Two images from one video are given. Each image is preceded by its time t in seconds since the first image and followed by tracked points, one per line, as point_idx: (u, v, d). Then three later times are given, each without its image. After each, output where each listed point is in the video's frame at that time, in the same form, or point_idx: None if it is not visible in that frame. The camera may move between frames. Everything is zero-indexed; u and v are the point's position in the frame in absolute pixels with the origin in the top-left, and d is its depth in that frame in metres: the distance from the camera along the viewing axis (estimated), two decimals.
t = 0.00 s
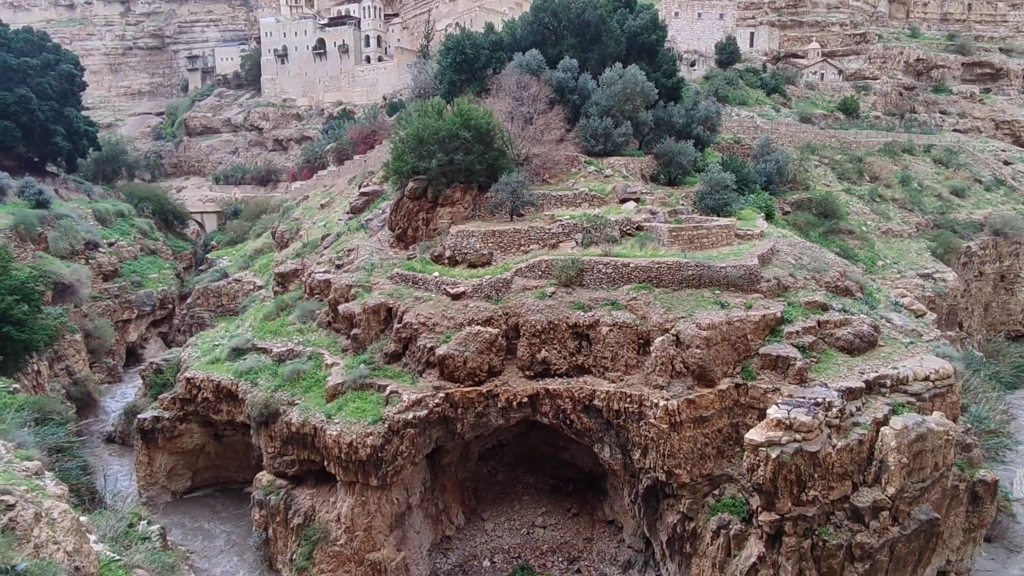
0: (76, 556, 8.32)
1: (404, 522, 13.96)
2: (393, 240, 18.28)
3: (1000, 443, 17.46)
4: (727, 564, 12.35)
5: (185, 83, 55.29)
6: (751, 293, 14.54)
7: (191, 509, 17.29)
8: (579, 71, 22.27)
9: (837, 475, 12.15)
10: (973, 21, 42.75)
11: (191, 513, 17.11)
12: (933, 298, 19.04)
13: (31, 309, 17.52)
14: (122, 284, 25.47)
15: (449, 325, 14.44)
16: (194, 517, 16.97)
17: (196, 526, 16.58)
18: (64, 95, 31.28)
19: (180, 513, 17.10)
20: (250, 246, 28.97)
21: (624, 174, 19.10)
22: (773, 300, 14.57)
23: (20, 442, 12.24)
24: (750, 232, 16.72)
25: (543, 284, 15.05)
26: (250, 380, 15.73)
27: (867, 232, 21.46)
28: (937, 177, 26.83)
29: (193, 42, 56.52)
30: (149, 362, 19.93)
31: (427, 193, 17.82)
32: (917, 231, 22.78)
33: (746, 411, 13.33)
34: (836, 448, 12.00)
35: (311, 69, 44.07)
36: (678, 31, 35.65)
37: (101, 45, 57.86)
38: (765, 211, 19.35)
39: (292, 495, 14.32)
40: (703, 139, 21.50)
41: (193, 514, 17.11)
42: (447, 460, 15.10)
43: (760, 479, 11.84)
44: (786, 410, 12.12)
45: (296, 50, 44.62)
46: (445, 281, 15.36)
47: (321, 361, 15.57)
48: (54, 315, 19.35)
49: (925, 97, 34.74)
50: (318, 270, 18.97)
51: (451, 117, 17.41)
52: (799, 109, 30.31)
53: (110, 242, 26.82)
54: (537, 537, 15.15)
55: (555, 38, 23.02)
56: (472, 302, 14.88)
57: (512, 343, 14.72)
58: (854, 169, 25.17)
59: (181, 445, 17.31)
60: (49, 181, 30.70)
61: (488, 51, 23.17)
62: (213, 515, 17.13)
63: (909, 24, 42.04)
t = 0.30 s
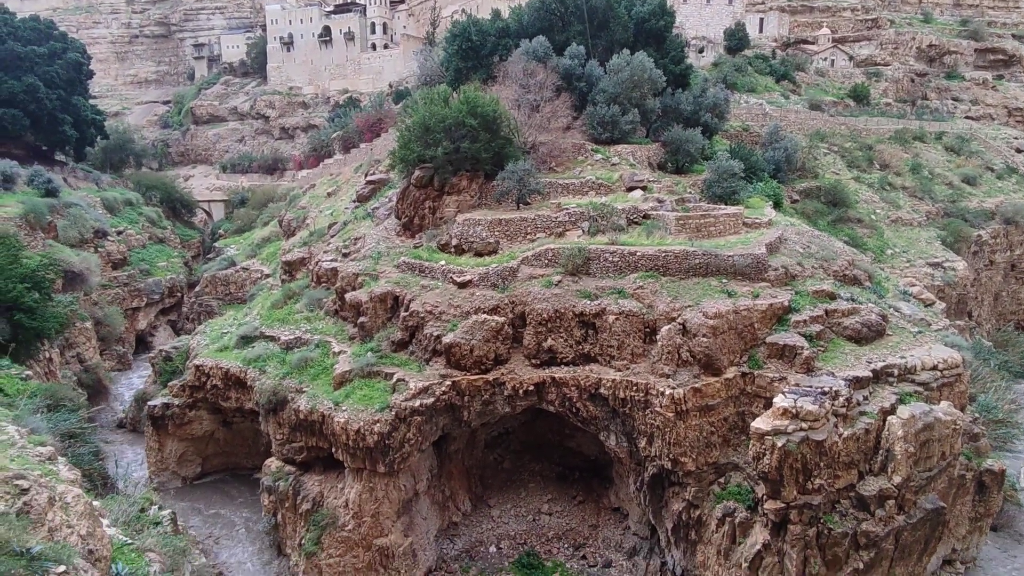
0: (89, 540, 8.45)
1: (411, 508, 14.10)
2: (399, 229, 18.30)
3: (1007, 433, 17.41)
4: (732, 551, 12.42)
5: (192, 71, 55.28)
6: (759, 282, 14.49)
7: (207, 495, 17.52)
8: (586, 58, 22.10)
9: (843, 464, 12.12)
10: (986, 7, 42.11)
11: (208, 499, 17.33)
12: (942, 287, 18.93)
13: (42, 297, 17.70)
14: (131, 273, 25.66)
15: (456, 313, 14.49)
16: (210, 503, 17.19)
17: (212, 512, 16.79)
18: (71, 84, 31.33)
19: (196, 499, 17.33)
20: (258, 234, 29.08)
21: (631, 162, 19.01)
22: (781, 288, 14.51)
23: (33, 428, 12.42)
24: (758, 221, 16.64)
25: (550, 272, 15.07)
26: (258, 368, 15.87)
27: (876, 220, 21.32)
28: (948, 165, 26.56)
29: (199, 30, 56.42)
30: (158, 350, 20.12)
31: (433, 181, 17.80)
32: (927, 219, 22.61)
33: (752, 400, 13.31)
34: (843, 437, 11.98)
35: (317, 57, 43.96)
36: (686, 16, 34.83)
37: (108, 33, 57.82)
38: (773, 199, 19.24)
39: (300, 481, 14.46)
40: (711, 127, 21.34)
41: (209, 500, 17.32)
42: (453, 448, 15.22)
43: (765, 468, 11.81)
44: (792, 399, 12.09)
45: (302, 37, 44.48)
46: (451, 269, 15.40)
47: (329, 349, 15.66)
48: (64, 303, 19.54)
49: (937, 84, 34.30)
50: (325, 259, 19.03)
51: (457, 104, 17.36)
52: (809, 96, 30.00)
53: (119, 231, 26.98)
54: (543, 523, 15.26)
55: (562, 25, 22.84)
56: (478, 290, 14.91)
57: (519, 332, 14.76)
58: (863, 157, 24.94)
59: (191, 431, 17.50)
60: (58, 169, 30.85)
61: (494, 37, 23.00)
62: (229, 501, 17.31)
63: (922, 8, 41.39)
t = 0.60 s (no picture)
0: (100, 524, 8.54)
1: (417, 495, 14.22)
2: (404, 217, 18.30)
3: (1013, 422, 17.37)
4: (736, 538, 12.49)
5: (196, 59, 55.19)
6: (765, 271, 14.45)
7: (220, 481, 17.72)
8: (591, 44, 21.91)
9: (847, 452, 12.14)
10: None
11: (220, 486, 17.53)
12: (949, 277, 18.81)
13: (50, 286, 17.84)
14: (138, 261, 25.76)
15: (460, 302, 14.53)
16: (222, 489, 17.38)
17: (223, 498, 16.97)
18: (76, 72, 31.31)
19: (208, 485, 17.54)
20: (263, 223, 29.12)
21: (637, 150, 18.90)
22: (787, 277, 14.46)
23: (43, 414, 12.56)
24: (764, 210, 16.54)
25: (555, 261, 15.06)
26: (265, 355, 15.97)
27: (884, 209, 21.16)
28: (958, 153, 26.30)
29: (203, 17, 56.22)
30: (165, 337, 20.26)
31: (438, 169, 17.77)
32: (935, 207, 22.44)
33: (757, 389, 13.30)
34: (847, 426, 11.99)
35: (321, 44, 43.78)
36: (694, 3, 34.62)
37: (112, 20, 57.65)
38: (780, 187, 19.12)
39: (307, 468, 14.57)
40: (718, 114, 21.17)
41: (221, 486, 17.51)
42: (458, 435, 15.32)
43: (769, 456, 11.91)
44: (797, 387, 12.08)
45: (306, 24, 44.28)
46: (456, 257, 15.42)
47: (334, 337, 15.73)
48: (72, 292, 19.67)
49: (948, 70, 33.86)
50: (330, 247, 19.06)
51: (462, 92, 17.27)
52: (817, 83, 29.68)
53: (125, 219, 27.06)
54: (548, 510, 15.35)
55: (567, 11, 22.62)
56: (483, 279, 14.93)
57: (524, 320, 14.80)
58: (872, 145, 24.71)
59: (198, 418, 17.67)
60: (64, 158, 30.90)
61: (499, 24, 22.78)
62: (241, 488, 17.48)
63: None
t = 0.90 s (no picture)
0: (109, 510, 8.60)
1: (421, 482, 14.32)
2: (408, 206, 18.29)
3: (1018, 411, 17.36)
4: (738, 526, 12.55)
5: (198, 46, 55.04)
6: (769, 260, 14.41)
7: (229, 468, 17.89)
8: (596, 31, 21.71)
9: (850, 441, 12.14)
10: None
11: (230, 472, 17.70)
12: (955, 266, 18.73)
13: (56, 274, 17.96)
14: (143, 250, 25.85)
15: (464, 291, 14.54)
16: (232, 475, 17.55)
17: (233, 485, 17.14)
18: (78, 59, 31.25)
19: (218, 471, 17.72)
20: (267, 211, 29.16)
21: (641, 138, 18.79)
22: (791, 266, 14.43)
23: (52, 401, 12.69)
24: (770, 197, 16.48)
25: (558, 249, 15.06)
26: (269, 343, 16.03)
27: (890, 197, 21.05)
28: (966, 140, 26.08)
29: (206, 4, 55.99)
30: (171, 326, 20.36)
31: (442, 158, 17.74)
32: (942, 195, 22.31)
33: (760, 377, 13.29)
34: (851, 414, 11.97)
35: (323, 31, 43.53)
36: None
37: (114, 7, 57.38)
38: (785, 175, 19.01)
39: (312, 455, 14.68)
40: (723, 101, 21.01)
41: (231, 473, 17.67)
42: (462, 423, 15.40)
43: (773, 444, 11.88)
44: (801, 376, 12.07)
45: (308, 12, 44.00)
46: (460, 246, 15.42)
47: (339, 325, 15.78)
48: (78, 280, 19.78)
49: (957, 57, 33.44)
50: (334, 236, 19.08)
51: (466, 79, 17.18)
52: (824, 69, 29.39)
53: (130, 208, 27.13)
54: (551, 498, 15.48)
55: None
56: (487, 268, 14.95)
57: (527, 309, 14.81)
58: (879, 133, 24.52)
59: (204, 405, 17.81)
60: (68, 146, 30.93)
61: (503, 10, 22.51)
62: (253, 475, 17.61)
63: None
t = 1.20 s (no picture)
0: (117, 495, 8.62)
1: (425, 468, 14.42)
2: (411, 193, 18.27)
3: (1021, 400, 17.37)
4: (740, 512, 12.64)
5: (200, 33, 54.77)
6: (773, 247, 14.39)
7: (240, 454, 18.04)
8: (600, 16, 21.50)
9: (853, 428, 12.12)
10: None
11: (241, 459, 17.86)
12: (960, 253, 18.65)
13: (61, 262, 18.00)
14: (147, 237, 25.90)
15: (467, 278, 14.55)
16: (243, 462, 17.70)
17: (244, 472, 17.27)
18: (80, 46, 31.13)
19: (230, 458, 17.88)
20: (270, 199, 29.16)
21: (645, 125, 18.67)
22: (795, 254, 14.40)
23: (58, 388, 12.79)
24: (774, 184, 16.43)
25: (562, 237, 15.05)
26: (273, 331, 16.09)
27: (895, 184, 20.93)
28: (973, 127, 25.88)
29: None
30: (175, 313, 20.44)
31: (444, 145, 17.70)
32: (948, 183, 22.20)
33: (763, 365, 13.30)
34: (853, 402, 11.94)
35: (324, 18, 43.22)
36: None
37: None
38: (790, 162, 18.91)
39: (316, 442, 14.78)
40: (728, 88, 20.86)
41: (242, 460, 17.80)
42: (466, 410, 15.48)
43: (774, 432, 11.81)
44: (803, 364, 12.05)
45: None
46: (463, 234, 15.43)
47: (342, 313, 15.82)
48: (83, 268, 19.84)
49: (965, 42, 33.05)
50: (337, 223, 19.09)
51: (469, 66, 17.07)
52: (830, 55, 29.12)
53: (133, 195, 27.15)
54: (554, 484, 15.62)
55: None
56: (490, 255, 14.96)
57: (530, 296, 14.83)
58: (885, 120, 24.33)
59: (210, 392, 17.94)
60: (70, 133, 30.88)
61: None
62: (265, 462, 17.72)
63: None
